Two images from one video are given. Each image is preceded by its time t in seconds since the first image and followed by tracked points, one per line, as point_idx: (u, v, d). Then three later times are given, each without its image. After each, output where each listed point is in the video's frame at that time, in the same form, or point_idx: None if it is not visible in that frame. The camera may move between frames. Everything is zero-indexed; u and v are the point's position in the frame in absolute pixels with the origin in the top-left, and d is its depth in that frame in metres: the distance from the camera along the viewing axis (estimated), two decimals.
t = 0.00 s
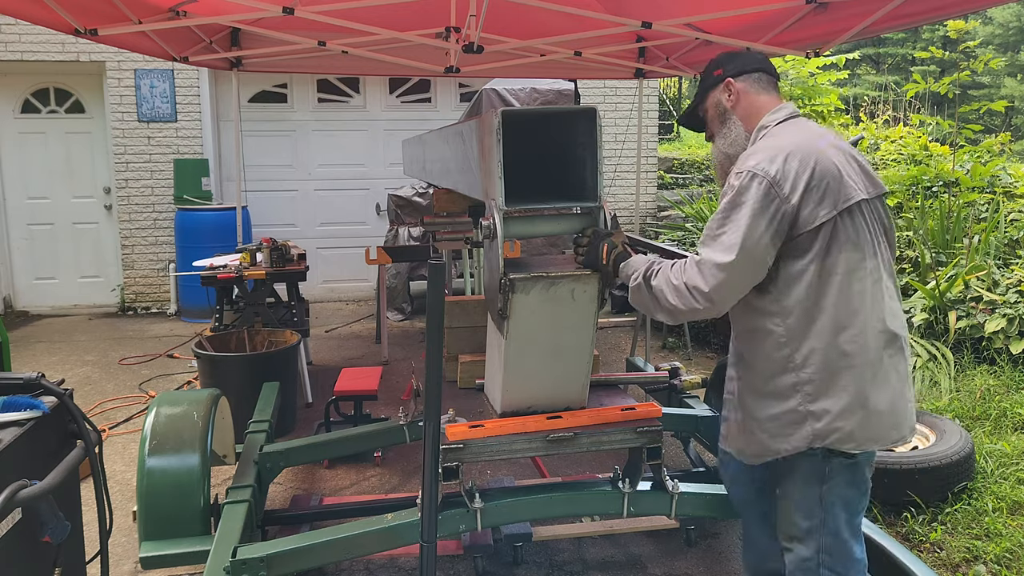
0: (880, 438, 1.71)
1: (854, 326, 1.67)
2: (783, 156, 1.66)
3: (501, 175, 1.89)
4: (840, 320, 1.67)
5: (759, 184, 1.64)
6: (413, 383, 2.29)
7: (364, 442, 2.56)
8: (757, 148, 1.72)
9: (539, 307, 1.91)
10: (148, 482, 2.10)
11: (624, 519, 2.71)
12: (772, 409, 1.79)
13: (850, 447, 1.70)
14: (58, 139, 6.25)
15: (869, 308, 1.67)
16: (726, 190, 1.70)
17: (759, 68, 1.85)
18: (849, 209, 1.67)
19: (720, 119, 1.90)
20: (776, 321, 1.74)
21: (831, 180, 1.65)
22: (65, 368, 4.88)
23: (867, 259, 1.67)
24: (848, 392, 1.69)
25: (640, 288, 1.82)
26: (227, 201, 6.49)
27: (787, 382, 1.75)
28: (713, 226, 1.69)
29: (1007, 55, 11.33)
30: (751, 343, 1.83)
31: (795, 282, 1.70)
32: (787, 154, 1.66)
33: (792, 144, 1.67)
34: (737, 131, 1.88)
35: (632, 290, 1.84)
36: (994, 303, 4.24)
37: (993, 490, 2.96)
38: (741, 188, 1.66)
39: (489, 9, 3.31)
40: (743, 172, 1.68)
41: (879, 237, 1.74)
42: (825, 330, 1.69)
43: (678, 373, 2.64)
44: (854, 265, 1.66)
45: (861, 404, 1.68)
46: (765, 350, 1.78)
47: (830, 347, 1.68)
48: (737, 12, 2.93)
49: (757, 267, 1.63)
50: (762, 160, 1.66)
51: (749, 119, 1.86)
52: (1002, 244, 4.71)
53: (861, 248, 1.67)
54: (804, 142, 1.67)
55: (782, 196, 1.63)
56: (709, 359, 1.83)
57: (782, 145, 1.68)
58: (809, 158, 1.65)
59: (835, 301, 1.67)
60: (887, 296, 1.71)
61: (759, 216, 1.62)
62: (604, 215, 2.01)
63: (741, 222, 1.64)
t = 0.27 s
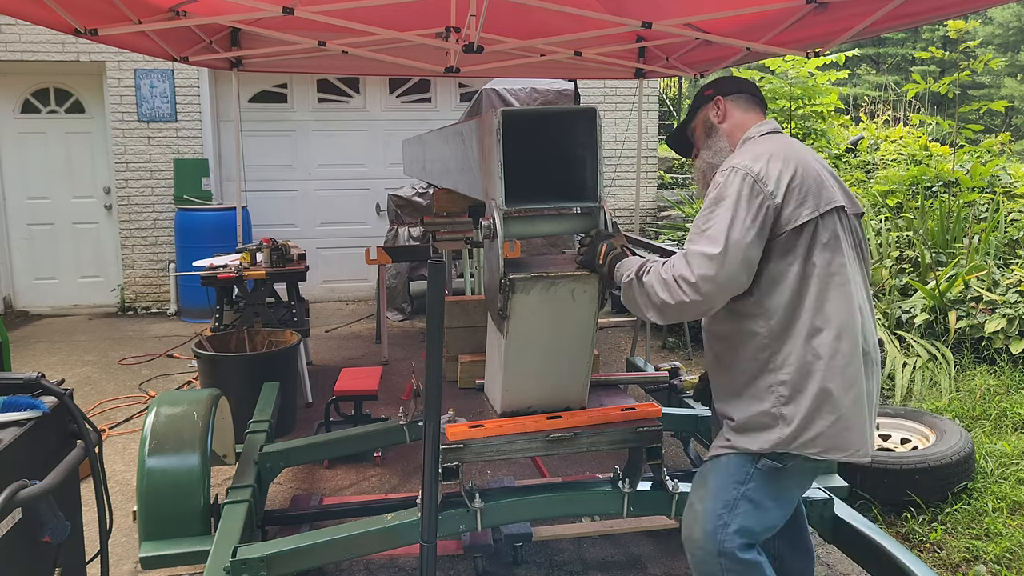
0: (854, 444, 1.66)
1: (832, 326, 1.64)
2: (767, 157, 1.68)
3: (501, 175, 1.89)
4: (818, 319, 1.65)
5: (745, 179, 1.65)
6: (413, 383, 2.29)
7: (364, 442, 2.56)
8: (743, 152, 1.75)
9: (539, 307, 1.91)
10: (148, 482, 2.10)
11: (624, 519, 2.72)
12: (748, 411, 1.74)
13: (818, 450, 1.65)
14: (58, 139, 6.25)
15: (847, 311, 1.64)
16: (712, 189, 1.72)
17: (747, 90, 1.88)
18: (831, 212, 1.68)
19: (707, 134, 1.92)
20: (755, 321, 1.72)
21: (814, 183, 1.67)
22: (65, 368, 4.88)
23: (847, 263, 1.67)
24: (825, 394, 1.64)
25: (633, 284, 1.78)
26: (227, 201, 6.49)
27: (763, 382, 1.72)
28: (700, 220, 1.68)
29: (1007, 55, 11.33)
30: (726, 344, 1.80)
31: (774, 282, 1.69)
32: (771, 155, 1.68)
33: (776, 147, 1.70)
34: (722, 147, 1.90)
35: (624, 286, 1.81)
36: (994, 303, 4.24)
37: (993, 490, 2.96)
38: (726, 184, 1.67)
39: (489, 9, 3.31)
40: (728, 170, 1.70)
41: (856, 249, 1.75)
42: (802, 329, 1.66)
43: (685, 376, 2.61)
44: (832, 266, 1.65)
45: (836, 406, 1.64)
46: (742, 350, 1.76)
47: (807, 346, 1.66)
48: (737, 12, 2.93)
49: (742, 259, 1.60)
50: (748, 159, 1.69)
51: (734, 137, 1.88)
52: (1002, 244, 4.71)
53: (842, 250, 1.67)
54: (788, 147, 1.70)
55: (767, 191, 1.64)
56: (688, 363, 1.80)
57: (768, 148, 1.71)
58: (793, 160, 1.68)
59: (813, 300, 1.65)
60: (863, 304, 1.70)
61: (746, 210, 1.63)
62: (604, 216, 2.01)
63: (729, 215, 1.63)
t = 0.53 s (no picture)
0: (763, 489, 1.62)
1: (746, 362, 1.59)
2: (710, 178, 1.64)
3: (501, 175, 1.89)
4: (732, 353, 1.60)
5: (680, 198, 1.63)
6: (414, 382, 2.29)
7: (364, 442, 2.56)
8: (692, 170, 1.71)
9: (539, 307, 1.91)
10: (148, 482, 2.10)
11: (624, 519, 2.72)
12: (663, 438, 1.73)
13: (722, 491, 1.62)
14: (58, 139, 6.25)
15: (769, 349, 1.59)
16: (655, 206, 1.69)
17: (739, 117, 1.87)
18: (766, 241, 1.61)
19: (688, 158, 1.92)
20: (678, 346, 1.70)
21: (751, 209, 1.62)
22: (65, 368, 4.88)
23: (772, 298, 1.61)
24: (729, 431, 1.61)
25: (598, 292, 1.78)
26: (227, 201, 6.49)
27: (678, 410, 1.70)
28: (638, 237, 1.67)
29: (1007, 56, 11.33)
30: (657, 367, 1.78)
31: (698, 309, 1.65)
32: (715, 176, 1.64)
33: (723, 169, 1.66)
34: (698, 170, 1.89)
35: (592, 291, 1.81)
36: (994, 303, 4.24)
37: (993, 490, 2.96)
38: (662, 203, 1.65)
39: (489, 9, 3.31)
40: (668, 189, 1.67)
41: (800, 287, 1.67)
42: (715, 361, 1.62)
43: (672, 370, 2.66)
44: (756, 301, 1.60)
45: (744, 448, 1.59)
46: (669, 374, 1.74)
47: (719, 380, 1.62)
48: (737, 12, 2.93)
49: (660, 285, 1.58)
50: (688, 180, 1.65)
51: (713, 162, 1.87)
52: (1002, 244, 4.71)
53: (768, 283, 1.61)
54: (735, 170, 1.65)
55: (701, 213, 1.60)
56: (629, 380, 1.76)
57: (713, 170, 1.66)
58: (735, 182, 1.63)
59: (728, 333, 1.61)
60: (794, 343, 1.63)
61: (673, 234, 1.60)
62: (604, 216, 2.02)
63: (656, 237, 1.62)
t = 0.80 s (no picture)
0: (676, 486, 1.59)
1: (683, 357, 1.60)
2: (674, 181, 1.72)
3: (501, 175, 1.89)
4: (670, 347, 1.61)
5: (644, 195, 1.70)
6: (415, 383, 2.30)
7: (364, 442, 2.56)
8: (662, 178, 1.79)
9: (538, 307, 1.92)
10: (148, 482, 2.10)
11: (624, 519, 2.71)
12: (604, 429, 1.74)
13: (637, 479, 1.62)
14: (58, 139, 6.25)
15: (706, 347, 1.59)
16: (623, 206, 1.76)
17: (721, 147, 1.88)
18: (721, 242, 1.64)
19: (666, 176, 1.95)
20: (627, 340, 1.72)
21: (709, 209, 1.66)
22: (66, 368, 4.88)
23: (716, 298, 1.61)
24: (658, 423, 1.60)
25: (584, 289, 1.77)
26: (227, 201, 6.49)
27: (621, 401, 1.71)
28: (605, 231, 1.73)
29: (1007, 56, 11.33)
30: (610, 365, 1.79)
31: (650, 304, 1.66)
32: (679, 180, 1.72)
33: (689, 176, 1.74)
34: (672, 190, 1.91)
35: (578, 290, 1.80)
36: (994, 303, 4.24)
37: (993, 490, 2.96)
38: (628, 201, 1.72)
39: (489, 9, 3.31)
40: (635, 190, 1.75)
41: (751, 296, 1.67)
42: (655, 353, 1.63)
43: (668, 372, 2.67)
44: (698, 299, 1.61)
45: (673, 442, 1.59)
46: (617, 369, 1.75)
47: (655, 373, 1.62)
48: (738, 11, 2.92)
49: (620, 275, 1.62)
50: (653, 182, 1.74)
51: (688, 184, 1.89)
52: (1002, 244, 4.71)
53: (714, 281, 1.62)
54: (701, 178, 1.73)
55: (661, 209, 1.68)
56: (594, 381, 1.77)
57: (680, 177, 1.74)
58: (697, 186, 1.70)
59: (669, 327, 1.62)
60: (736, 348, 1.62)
61: (631, 227, 1.66)
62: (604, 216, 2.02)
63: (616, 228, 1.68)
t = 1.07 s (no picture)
0: (674, 483, 1.59)
1: (674, 355, 1.60)
2: (664, 183, 1.74)
3: (501, 175, 1.89)
4: (662, 344, 1.61)
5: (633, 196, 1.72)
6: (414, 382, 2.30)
7: (364, 442, 2.56)
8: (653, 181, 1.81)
9: (538, 307, 1.91)
10: (148, 482, 2.11)
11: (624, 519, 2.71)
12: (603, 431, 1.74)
13: (634, 478, 1.61)
14: (58, 139, 6.24)
15: (698, 345, 1.59)
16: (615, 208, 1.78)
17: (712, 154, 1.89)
18: (708, 241, 1.65)
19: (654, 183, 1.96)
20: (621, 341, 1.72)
21: (697, 210, 1.67)
22: (65, 368, 4.88)
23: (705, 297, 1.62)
24: (653, 421, 1.60)
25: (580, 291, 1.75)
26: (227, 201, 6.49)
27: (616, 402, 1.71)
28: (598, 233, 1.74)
29: (1007, 56, 11.33)
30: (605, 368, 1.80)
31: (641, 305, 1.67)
32: (668, 182, 1.74)
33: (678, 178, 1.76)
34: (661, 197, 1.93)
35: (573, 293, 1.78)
36: (994, 303, 4.24)
37: (993, 490, 2.96)
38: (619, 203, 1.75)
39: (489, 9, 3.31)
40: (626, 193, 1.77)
41: (737, 296, 1.68)
42: (647, 353, 1.63)
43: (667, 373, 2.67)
44: (687, 298, 1.62)
45: (668, 440, 1.59)
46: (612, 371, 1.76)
47: (648, 371, 1.62)
48: (738, 11, 2.92)
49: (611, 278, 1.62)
50: (644, 186, 1.76)
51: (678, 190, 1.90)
52: (1002, 244, 4.71)
53: (703, 281, 1.63)
54: (690, 180, 1.75)
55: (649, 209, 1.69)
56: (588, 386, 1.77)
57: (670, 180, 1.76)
58: (685, 187, 1.72)
59: (661, 326, 1.62)
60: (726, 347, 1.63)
61: (622, 227, 1.68)
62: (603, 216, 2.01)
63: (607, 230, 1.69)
